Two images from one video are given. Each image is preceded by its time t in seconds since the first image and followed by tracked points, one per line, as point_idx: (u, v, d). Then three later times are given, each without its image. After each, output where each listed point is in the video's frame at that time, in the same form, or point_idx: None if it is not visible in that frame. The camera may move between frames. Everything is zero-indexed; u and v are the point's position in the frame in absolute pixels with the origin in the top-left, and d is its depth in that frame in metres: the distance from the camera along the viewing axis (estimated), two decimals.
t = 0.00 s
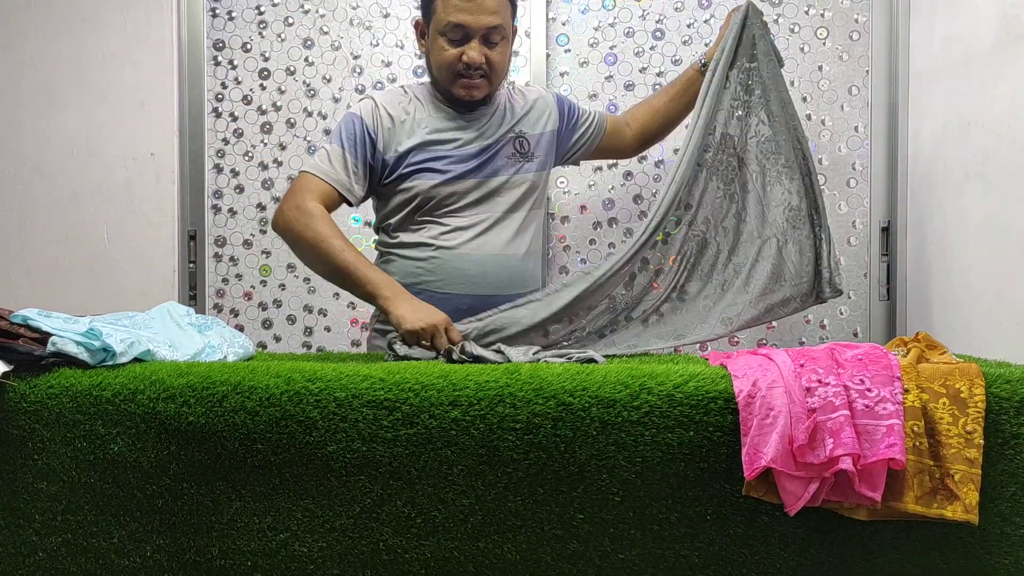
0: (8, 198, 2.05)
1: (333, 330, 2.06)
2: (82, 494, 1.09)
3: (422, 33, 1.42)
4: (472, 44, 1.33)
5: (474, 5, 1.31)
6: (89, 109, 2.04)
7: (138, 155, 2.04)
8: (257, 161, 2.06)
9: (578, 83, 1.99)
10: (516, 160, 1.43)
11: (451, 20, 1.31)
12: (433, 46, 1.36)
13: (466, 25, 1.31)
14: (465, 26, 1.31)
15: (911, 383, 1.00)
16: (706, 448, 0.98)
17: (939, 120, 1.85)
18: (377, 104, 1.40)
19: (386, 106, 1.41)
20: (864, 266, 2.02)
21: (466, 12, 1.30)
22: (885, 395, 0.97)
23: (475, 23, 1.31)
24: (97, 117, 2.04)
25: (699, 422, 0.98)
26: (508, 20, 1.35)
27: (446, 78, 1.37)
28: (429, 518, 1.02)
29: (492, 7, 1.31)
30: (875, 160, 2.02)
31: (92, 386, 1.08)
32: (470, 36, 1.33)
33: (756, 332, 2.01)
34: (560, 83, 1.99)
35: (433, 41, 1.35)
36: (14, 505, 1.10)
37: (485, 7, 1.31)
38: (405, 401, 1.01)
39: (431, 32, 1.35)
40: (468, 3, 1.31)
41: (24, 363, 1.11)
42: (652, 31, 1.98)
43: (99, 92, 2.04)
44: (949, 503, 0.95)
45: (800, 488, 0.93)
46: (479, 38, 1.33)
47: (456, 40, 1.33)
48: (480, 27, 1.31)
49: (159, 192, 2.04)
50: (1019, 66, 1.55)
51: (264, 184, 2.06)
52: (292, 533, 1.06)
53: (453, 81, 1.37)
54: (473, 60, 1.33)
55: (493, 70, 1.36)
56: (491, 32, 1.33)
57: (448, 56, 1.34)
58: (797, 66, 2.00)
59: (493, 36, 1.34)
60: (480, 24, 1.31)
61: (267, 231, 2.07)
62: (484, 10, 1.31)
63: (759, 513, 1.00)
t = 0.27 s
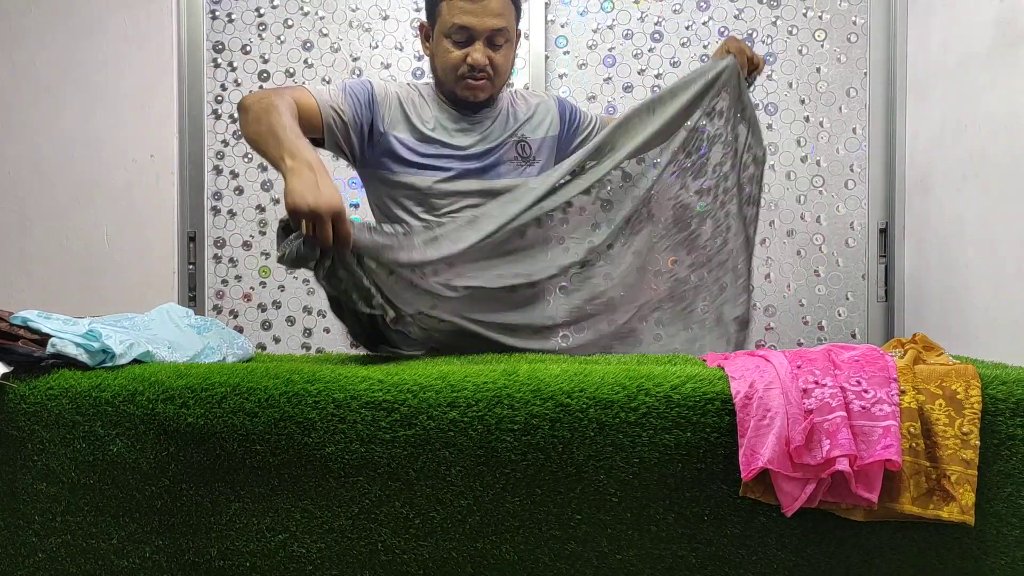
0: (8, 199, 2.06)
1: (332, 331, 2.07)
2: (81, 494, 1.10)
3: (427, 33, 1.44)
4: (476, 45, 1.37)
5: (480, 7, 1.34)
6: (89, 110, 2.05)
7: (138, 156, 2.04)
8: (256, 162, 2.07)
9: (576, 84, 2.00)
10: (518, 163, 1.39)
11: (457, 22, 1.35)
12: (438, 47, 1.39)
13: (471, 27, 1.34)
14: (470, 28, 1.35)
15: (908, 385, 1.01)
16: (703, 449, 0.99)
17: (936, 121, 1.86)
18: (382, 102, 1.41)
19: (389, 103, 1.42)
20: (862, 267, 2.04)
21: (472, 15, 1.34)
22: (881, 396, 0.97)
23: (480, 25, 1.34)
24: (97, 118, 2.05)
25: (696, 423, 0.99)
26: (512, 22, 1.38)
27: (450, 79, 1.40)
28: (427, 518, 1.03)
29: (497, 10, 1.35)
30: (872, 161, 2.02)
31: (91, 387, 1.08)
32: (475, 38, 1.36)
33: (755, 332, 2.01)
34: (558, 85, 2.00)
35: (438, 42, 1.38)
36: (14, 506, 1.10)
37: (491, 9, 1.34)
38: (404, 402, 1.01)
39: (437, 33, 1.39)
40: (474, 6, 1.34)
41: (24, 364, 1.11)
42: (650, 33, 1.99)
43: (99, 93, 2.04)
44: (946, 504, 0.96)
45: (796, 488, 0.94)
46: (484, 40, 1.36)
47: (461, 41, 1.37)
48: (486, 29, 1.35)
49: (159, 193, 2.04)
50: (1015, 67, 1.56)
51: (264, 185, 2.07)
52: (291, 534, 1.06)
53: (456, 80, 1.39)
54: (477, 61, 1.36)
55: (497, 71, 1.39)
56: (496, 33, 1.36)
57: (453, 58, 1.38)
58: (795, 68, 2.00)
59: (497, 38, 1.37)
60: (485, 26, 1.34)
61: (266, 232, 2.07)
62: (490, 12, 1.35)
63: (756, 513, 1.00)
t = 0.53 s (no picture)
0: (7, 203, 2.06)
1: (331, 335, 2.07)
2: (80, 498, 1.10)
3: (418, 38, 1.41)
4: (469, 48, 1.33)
5: (471, 10, 1.31)
6: (89, 114, 2.05)
7: (137, 160, 2.05)
8: (256, 166, 2.07)
9: (575, 88, 2.01)
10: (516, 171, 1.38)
11: (449, 25, 1.31)
12: (430, 51, 1.35)
13: (464, 31, 1.31)
14: (463, 31, 1.31)
15: (905, 388, 1.01)
16: (701, 452, 0.99)
17: (934, 125, 1.87)
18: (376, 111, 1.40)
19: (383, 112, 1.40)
20: (860, 271, 2.03)
21: (464, 18, 1.31)
22: (879, 400, 0.98)
23: (473, 28, 1.31)
24: (96, 122, 2.05)
25: (694, 426, 0.99)
26: (505, 26, 1.35)
27: (443, 84, 1.37)
28: (425, 522, 1.02)
29: (490, 12, 1.32)
30: (869, 164, 2.02)
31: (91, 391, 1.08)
32: (468, 41, 1.33)
33: (753, 336, 2.02)
34: (556, 88, 2.01)
35: (430, 47, 1.34)
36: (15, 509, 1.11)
37: (483, 11, 1.32)
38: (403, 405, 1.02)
39: (428, 38, 1.35)
40: (466, 9, 1.31)
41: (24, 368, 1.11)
42: (648, 37, 1.99)
43: (98, 98, 2.05)
44: (943, 507, 0.96)
45: (794, 491, 0.94)
46: (476, 43, 1.33)
47: (453, 45, 1.33)
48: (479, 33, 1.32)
49: (158, 197, 2.04)
50: (1013, 71, 1.57)
51: (263, 189, 2.07)
52: (289, 538, 1.06)
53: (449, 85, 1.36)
54: (471, 65, 1.33)
55: (490, 75, 1.36)
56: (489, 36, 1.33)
57: (445, 62, 1.34)
58: (792, 72, 2.01)
59: (490, 42, 1.34)
60: (478, 28, 1.31)
61: (264, 236, 2.07)
62: (483, 15, 1.32)
63: (754, 517, 1.00)
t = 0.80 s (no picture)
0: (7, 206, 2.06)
1: (331, 338, 2.07)
2: (79, 501, 1.10)
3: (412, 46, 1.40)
4: (464, 52, 1.31)
5: (465, 13, 1.30)
6: (89, 119, 2.05)
7: (138, 164, 2.05)
8: (255, 169, 2.07)
9: (574, 92, 2.01)
10: (513, 183, 1.37)
11: (444, 29, 1.29)
12: (425, 55, 1.33)
13: (458, 33, 1.29)
14: (458, 34, 1.29)
15: (905, 391, 1.01)
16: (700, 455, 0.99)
17: (932, 128, 1.87)
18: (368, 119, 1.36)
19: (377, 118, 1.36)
20: (860, 274, 2.02)
21: (459, 20, 1.29)
22: (879, 402, 0.98)
23: (467, 31, 1.29)
24: (96, 126, 2.05)
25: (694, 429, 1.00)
26: (499, 29, 1.34)
27: (438, 88, 1.32)
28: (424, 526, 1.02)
29: (484, 15, 1.31)
30: (869, 167, 2.02)
31: (90, 394, 1.08)
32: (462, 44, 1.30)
33: (752, 339, 2.02)
34: (555, 92, 2.01)
35: (425, 52, 1.32)
36: (15, 512, 1.11)
37: (477, 14, 1.30)
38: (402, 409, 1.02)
39: (423, 43, 1.33)
40: (460, 13, 1.29)
41: (23, 371, 1.11)
42: (647, 41, 2.00)
43: (98, 102, 2.05)
44: (943, 510, 0.96)
45: (796, 495, 0.93)
46: (472, 47, 1.31)
47: (449, 49, 1.31)
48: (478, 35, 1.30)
49: (158, 200, 2.05)
50: (1012, 75, 1.58)
51: (263, 193, 2.07)
52: (288, 541, 1.06)
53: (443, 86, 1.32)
54: (466, 67, 1.30)
55: (485, 77, 1.33)
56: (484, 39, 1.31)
57: (441, 65, 1.31)
58: (791, 75, 2.01)
59: (485, 45, 1.32)
60: (473, 31, 1.29)
61: (264, 239, 2.07)
62: (477, 18, 1.30)
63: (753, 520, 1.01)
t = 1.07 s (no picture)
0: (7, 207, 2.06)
1: (330, 339, 2.07)
2: (78, 503, 1.10)
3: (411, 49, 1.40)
4: (461, 54, 1.31)
5: (462, 14, 1.30)
6: (89, 120, 2.05)
7: (137, 166, 2.05)
8: (254, 171, 2.07)
9: (573, 93, 2.01)
10: (510, 187, 1.36)
11: (440, 30, 1.30)
12: (423, 58, 1.33)
13: (455, 35, 1.29)
14: (454, 36, 1.29)
15: (903, 393, 1.01)
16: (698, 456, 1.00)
17: (931, 130, 1.88)
18: (367, 119, 1.36)
19: (375, 118, 1.36)
20: (860, 275, 2.02)
21: (455, 22, 1.29)
22: (877, 403, 0.98)
23: (463, 32, 1.29)
24: (95, 127, 2.05)
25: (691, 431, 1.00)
26: (495, 30, 1.34)
27: (436, 89, 1.32)
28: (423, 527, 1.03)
29: (480, 16, 1.31)
30: (869, 168, 2.02)
31: (90, 396, 1.08)
32: (460, 45, 1.30)
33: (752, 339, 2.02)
34: (555, 93, 2.01)
35: (423, 54, 1.32)
36: (15, 514, 1.11)
37: (474, 15, 1.30)
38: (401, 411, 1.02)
39: (420, 45, 1.33)
40: (456, 14, 1.30)
41: (22, 373, 1.12)
42: (646, 42, 2.00)
43: (98, 103, 2.05)
44: (941, 511, 0.96)
45: (794, 496, 0.94)
46: (468, 48, 1.31)
47: (446, 50, 1.31)
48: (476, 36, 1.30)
49: (158, 202, 2.05)
50: (1010, 76, 1.58)
51: (262, 194, 2.07)
52: (287, 543, 1.06)
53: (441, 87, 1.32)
54: (463, 68, 1.30)
55: (483, 77, 1.32)
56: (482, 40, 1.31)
57: (438, 67, 1.31)
58: (790, 76, 2.01)
59: (482, 45, 1.32)
60: (469, 31, 1.29)
61: (263, 241, 2.07)
62: (474, 18, 1.30)
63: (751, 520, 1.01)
